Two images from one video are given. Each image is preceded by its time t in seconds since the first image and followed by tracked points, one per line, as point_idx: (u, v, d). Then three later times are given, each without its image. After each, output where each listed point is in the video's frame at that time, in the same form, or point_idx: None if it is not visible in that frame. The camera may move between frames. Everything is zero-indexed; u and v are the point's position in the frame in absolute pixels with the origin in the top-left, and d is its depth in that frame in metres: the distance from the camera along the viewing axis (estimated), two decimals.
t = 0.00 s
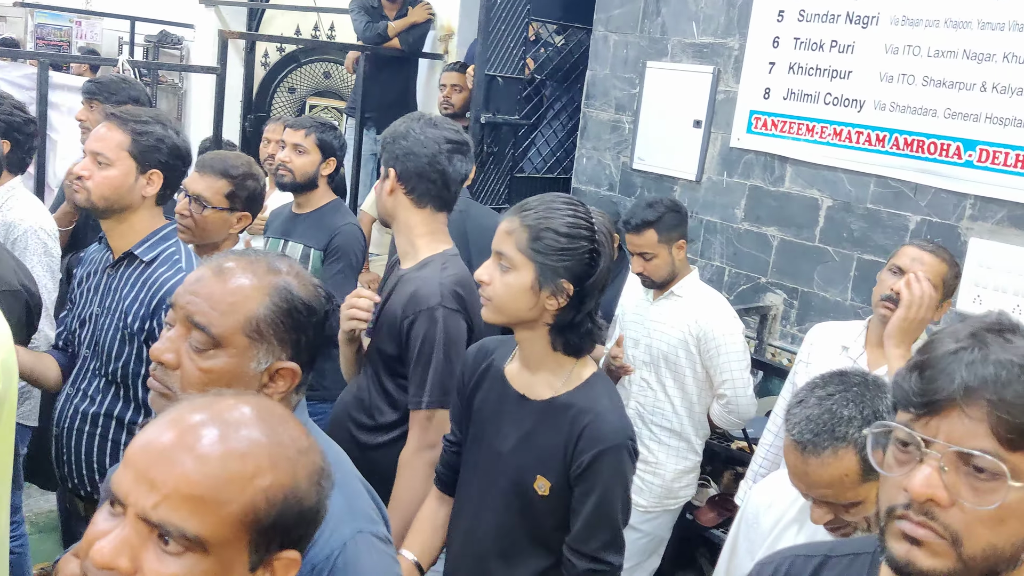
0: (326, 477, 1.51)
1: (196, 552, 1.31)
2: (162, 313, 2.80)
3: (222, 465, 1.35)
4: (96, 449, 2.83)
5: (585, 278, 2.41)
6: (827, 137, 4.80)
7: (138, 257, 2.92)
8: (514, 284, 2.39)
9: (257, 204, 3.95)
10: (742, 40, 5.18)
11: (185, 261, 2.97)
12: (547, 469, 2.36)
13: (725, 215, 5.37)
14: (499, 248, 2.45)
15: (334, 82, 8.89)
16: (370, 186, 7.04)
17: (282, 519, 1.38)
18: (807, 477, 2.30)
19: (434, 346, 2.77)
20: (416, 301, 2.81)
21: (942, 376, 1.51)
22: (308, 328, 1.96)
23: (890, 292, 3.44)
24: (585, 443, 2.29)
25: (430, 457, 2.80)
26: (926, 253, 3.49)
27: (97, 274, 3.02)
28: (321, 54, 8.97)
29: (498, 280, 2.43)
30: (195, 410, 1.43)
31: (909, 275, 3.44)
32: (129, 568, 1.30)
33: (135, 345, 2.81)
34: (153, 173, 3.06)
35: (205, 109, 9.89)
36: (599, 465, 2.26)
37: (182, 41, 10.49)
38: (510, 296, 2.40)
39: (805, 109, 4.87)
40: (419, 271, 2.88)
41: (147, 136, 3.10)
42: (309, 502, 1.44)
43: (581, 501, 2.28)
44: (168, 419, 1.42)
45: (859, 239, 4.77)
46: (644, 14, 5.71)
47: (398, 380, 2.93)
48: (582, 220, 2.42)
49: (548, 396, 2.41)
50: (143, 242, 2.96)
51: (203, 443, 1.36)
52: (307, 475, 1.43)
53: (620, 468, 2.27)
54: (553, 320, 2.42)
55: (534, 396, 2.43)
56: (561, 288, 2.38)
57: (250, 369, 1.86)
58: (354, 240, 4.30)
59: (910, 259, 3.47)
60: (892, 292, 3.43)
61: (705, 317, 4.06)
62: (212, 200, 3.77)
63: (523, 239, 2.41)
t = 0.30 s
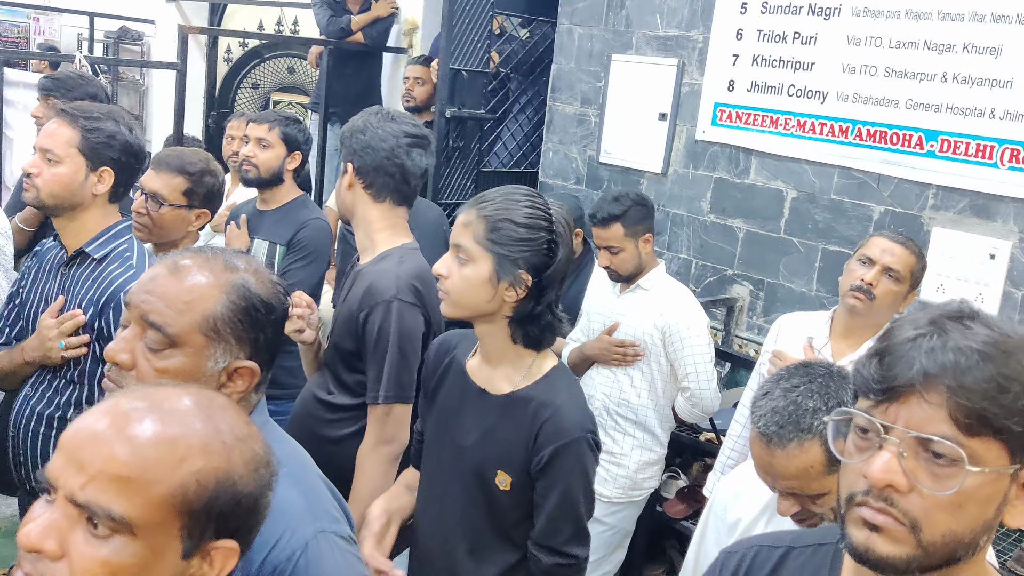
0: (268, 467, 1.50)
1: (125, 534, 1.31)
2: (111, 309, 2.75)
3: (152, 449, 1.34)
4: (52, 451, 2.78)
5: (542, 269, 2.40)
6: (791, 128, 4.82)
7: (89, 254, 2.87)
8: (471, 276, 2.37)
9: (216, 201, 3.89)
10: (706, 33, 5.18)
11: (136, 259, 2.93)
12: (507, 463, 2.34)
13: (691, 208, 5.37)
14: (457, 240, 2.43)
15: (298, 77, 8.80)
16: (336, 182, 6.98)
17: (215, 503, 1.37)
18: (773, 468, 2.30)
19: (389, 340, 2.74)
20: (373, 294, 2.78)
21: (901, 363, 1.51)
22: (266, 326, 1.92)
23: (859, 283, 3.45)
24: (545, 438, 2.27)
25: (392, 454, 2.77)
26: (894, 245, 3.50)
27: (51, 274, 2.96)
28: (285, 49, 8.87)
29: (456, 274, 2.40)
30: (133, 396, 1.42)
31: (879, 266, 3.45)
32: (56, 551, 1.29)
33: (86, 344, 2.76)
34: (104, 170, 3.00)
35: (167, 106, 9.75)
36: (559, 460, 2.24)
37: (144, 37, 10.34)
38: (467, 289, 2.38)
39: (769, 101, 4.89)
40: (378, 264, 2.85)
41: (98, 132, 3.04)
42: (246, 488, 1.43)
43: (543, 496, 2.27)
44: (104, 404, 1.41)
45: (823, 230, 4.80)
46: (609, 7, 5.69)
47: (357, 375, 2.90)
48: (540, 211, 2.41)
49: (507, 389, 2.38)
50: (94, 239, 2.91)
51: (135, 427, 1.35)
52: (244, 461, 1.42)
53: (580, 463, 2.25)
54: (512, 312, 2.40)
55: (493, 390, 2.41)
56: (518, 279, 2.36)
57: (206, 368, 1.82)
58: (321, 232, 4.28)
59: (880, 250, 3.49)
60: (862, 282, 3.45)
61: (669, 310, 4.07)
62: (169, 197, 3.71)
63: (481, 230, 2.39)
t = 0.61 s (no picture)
0: (229, 469, 1.48)
1: (75, 536, 1.30)
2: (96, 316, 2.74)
3: (103, 449, 1.33)
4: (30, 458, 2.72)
5: (513, 270, 2.36)
6: (768, 124, 4.82)
7: (65, 257, 2.84)
8: (442, 278, 2.34)
9: (189, 201, 3.85)
10: (683, 29, 5.17)
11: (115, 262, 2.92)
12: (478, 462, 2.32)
13: (670, 204, 5.36)
14: (425, 243, 2.39)
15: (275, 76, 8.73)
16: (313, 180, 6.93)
17: (169, 505, 1.36)
18: (752, 468, 2.28)
19: (364, 339, 2.71)
20: (349, 293, 2.76)
21: (872, 361, 1.49)
22: (232, 328, 1.89)
23: (833, 279, 3.44)
24: (513, 436, 2.25)
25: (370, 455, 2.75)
26: (865, 240, 3.49)
27: (22, 277, 2.89)
28: (262, 47, 8.80)
29: (426, 276, 2.37)
30: (90, 398, 1.41)
31: (851, 262, 3.44)
32: (6, 554, 1.29)
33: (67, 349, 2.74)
34: (78, 170, 2.94)
35: (141, 105, 9.65)
36: (524, 459, 2.22)
37: (117, 35, 10.22)
38: (438, 292, 2.34)
39: (746, 97, 4.89)
40: (354, 263, 2.82)
41: (72, 132, 2.98)
42: (204, 489, 1.41)
43: (509, 495, 2.24)
44: (60, 407, 1.41)
45: (800, 225, 4.80)
46: (586, 3, 5.68)
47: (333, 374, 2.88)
48: (510, 211, 2.38)
49: (482, 389, 2.35)
50: (70, 242, 2.88)
51: (88, 429, 1.35)
52: (201, 462, 1.41)
53: (547, 462, 2.22)
54: (485, 313, 2.36)
55: (469, 391, 2.37)
56: (489, 280, 2.32)
57: (172, 372, 1.79)
58: (299, 235, 4.09)
59: (851, 245, 3.48)
60: (835, 278, 3.44)
61: (648, 308, 4.06)
62: (141, 197, 3.66)
63: (448, 232, 2.36)
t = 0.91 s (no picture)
0: (225, 475, 1.46)
1: (69, 546, 1.28)
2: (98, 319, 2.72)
3: (97, 457, 1.32)
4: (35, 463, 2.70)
5: (512, 278, 2.34)
6: (769, 127, 4.81)
7: (68, 262, 2.83)
8: (440, 285, 2.31)
9: (192, 204, 3.84)
10: (684, 32, 5.17)
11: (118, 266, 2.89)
12: (472, 471, 2.27)
13: (670, 207, 5.35)
14: (425, 249, 2.36)
15: (276, 79, 8.73)
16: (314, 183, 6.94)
17: (163, 513, 1.34)
18: (757, 466, 2.23)
19: (367, 341, 2.70)
20: (349, 295, 2.75)
21: (872, 364, 1.49)
22: (230, 332, 1.88)
23: (829, 280, 3.45)
24: (502, 446, 2.19)
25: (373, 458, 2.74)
26: (862, 241, 3.49)
27: (24, 282, 2.89)
28: (262, 50, 8.80)
29: (425, 282, 2.34)
30: (87, 406, 1.40)
31: (847, 263, 3.44)
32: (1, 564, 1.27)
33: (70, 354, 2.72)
34: (82, 174, 2.93)
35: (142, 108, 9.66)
36: (512, 468, 2.15)
37: (119, 39, 10.23)
38: (436, 299, 2.32)
39: (748, 99, 4.88)
40: (354, 265, 2.82)
41: (78, 135, 2.99)
42: (200, 496, 1.39)
43: (498, 504, 2.18)
44: (55, 415, 1.40)
45: (802, 227, 4.79)
46: (586, 6, 5.67)
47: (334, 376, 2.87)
48: (510, 219, 2.35)
49: (478, 396, 2.32)
50: (73, 246, 2.86)
51: (83, 438, 1.33)
52: (196, 469, 1.39)
53: (534, 475, 2.15)
54: (483, 321, 2.35)
55: (464, 397, 2.36)
56: (487, 289, 2.30)
57: (170, 377, 1.78)
58: (306, 241, 4.10)
59: (848, 247, 3.47)
60: (832, 280, 3.44)
61: (650, 309, 4.05)
62: (145, 202, 3.66)
63: (447, 239, 2.33)
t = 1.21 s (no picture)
0: (261, 478, 1.47)
1: (106, 553, 1.30)
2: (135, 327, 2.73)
3: (132, 464, 1.33)
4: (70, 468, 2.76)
5: (540, 291, 2.32)
6: (796, 136, 4.79)
7: (106, 269, 2.85)
8: (467, 296, 2.30)
9: (226, 213, 3.87)
10: (710, 41, 5.16)
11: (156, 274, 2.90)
12: (496, 481, 2.26)
13: (696, 216, 5.34)
14: (453, 258, 2.35)
15: (302, 89, 8.79)
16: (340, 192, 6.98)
17: (199, 518, 1.35)
18: (791, 466, 2.21)
19: (390, 346, 2.71)
20: (374, 301, 2.76)
21: (905, 373, 1.47)
22: (263, 338, 1.89)
23: (856, 289, 3.43)
24: (526, 456, 2.18)
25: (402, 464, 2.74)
26: (890, 250, 3.49)
27: (62, 288, 2.92)
28: (289, 60, 8.87)
29: (452, 292, 2.33)
30: (124, 411, 1.41)
31: (874, 271, 3.44)
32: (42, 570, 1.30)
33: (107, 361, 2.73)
34: (119, 180, 2.98)
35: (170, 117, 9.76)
36: (537, 478, 2.14)
37: (147, 49, 10.34)
38: (463, 308, 2.32)
39: (775, 108, 4.86)
40: (380, 271, 2.83)
41: (113, 141, 3.04)
42: (236, 500, 1.39)
43: (524, 515, 2.16)
44: (93, 421, 1.41)
45: (830, 237, 4.77)
46: (613, 16, 5.68)
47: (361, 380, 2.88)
48: (539, 231, 2.33)
49: (502, 407, 2.32)
50: (111, 254, 2.88)
51: (119, 443, 1.35)
52: (230, 472, 1.39)
53: (558, 485, 2.13)
54: (509, 332, 2.33)
55: (490, 406, 2.36)
56: (515, 301, 2.29)
57: (203, 382, 1.79)
58: (337, 251, 4.13)
59: (874, 255, 3.47)
60: (858, 288, 3.43)
61: (677, 318, 4.03)
62: (180, 209, 3.70)
63: (476, 250, 2.31)
